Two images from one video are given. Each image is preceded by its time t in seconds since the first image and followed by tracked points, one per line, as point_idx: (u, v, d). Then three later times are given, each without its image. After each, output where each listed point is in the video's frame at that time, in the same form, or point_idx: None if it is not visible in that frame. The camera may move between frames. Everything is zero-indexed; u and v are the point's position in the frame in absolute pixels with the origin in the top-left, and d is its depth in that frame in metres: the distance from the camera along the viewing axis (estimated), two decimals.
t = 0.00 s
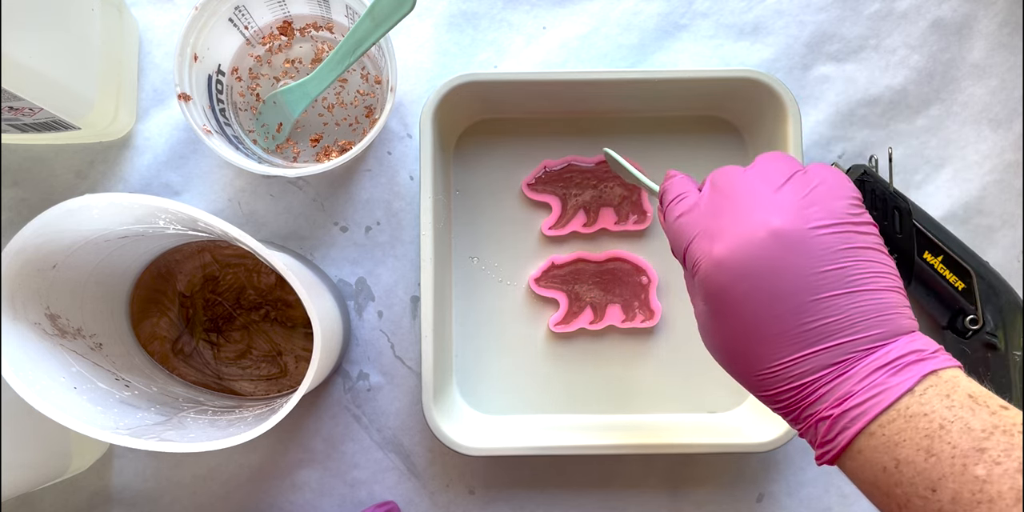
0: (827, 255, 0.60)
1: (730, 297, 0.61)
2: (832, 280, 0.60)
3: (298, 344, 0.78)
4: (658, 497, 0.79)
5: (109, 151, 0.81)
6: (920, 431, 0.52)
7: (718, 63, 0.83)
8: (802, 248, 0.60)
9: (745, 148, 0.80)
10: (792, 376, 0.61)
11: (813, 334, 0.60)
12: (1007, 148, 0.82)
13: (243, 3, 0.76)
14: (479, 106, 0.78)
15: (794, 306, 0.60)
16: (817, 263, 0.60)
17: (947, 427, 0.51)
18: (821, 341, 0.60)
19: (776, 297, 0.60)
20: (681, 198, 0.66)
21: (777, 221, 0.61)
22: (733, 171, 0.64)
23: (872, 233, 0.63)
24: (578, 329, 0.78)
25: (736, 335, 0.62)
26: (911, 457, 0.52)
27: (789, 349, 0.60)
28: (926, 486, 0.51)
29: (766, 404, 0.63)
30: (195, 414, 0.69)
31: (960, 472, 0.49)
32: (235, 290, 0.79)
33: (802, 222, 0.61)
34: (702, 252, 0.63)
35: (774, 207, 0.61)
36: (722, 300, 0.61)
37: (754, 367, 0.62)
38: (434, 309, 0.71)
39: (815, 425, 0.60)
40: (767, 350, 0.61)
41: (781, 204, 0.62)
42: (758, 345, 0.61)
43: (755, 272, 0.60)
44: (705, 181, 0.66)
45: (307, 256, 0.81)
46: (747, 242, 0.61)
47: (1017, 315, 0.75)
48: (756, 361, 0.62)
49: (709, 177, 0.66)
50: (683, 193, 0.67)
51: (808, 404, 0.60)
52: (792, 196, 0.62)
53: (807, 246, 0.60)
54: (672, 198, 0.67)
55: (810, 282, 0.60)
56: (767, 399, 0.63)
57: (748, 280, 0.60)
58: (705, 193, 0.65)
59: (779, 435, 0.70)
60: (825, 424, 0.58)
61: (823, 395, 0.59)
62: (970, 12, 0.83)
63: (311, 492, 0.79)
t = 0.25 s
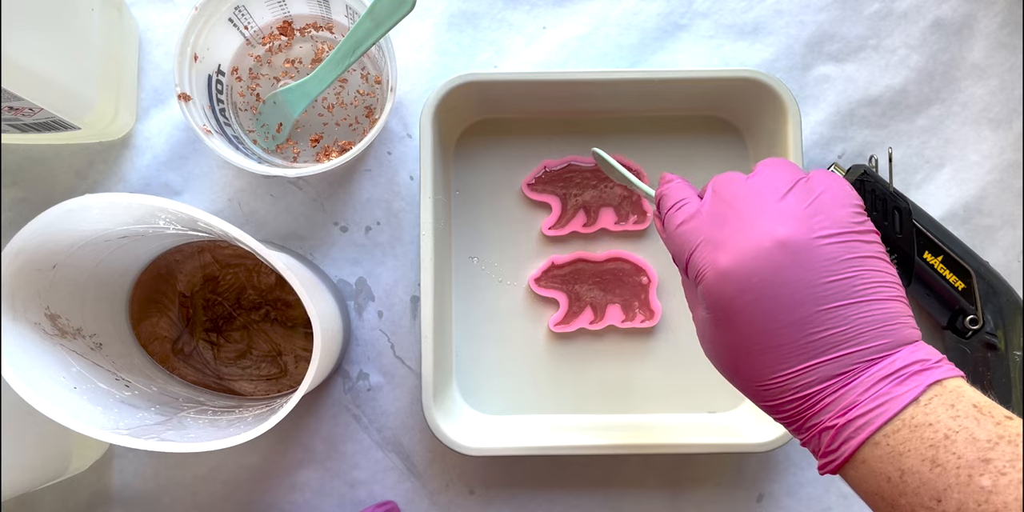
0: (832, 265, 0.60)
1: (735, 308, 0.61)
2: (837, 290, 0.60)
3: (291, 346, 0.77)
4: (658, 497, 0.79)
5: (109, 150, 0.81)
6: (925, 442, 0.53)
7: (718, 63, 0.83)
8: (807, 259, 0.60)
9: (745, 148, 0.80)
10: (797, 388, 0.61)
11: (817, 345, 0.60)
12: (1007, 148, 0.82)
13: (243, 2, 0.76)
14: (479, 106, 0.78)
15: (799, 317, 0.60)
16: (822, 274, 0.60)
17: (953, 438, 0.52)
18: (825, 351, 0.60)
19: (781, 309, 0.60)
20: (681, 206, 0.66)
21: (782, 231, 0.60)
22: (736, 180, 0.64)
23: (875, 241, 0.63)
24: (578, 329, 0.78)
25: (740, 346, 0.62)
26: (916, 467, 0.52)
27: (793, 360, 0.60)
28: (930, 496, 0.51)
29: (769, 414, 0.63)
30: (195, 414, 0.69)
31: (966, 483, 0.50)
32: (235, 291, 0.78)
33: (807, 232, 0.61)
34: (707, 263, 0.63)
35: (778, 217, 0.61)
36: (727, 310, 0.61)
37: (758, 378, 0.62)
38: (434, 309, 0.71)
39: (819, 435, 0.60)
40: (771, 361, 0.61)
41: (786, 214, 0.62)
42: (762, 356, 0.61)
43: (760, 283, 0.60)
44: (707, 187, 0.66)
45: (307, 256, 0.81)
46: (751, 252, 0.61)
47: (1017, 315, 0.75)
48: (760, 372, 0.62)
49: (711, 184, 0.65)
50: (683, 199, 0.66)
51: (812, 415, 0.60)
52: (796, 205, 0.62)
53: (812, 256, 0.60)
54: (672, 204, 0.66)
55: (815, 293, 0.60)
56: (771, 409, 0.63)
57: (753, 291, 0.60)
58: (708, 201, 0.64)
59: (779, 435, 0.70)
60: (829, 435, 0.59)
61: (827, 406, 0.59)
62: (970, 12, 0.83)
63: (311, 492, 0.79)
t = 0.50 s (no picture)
0: (837, 277, 0.61)
1: (741, 318, 0.61)
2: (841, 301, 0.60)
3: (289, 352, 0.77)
4: (658, 497, 0.79)
5: (109, 150, 0.81)
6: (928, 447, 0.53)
7: (718, 63, 0.83)
8: (813, 270, 0.61)
9: (745, 148, 0.80)
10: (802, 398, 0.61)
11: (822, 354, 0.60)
12: (1007, 148, 0.82)
13: (243, 2, 0.76)
14: (479, 106, 0.78)
15: (805, 327, 0.60)
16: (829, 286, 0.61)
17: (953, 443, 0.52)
18: (830, 361, 0.60)
19: (787, 319, 0.60)
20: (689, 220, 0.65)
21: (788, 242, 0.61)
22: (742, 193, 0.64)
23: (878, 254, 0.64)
24: (578, 329, 0.78)
25: (745, 356, 0.62)
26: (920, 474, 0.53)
27: (799, 370, 0.60)
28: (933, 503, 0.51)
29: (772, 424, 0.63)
30: (195, 414, 0.69)
31: (968, 489, 0.50)
32: (235, 291, 0.78)
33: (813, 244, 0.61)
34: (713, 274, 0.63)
35: (784, 230, 0.62)
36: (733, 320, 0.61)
37: (763, 388, 0.62)
38: (434, 309, 0.71)
39: (823, 444, 0.60)
40: (777, 371, 0.61)
41: (792, 227, 0.62)
42: (768, 366, 0.61)
43: (766, 294, 0.60)
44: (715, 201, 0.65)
45: (307, 256, 0.81)
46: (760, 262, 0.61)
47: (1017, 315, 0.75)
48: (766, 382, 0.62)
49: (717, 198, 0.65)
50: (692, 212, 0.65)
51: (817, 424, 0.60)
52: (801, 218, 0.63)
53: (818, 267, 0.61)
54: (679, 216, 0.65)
55: (821, 304, 0.60)
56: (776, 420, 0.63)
57: (759, 302, 0.60)
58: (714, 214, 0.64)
59: (778, 436, 0.70)
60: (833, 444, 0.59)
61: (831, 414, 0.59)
62: (970, 12, 0.83)
63: (311, 492, 0.79)
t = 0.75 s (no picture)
0: (888, 283, 0.61)
1: (788, 309, 0.60)
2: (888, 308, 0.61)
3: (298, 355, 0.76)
4: (658, 498, 0.78)
5: (109, 150, 0.81)
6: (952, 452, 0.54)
7: (718, 63, 0.83)
8: (867, 274, 0.60)
9: (745, 148, 0.80)
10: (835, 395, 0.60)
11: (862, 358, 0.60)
12: (1007, 148, 0.82)
13: (243, 2, 0.76)
14: (479, 106, 0.78)
15: (851, 327, 0.60)
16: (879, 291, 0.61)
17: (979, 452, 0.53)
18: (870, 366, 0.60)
19: (834, 319, 0.60)
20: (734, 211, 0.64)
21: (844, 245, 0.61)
22: (795, 194, 0.64)
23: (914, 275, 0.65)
24: (578, 329, 0.78)
25: (783, 349, 0.61)
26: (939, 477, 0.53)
27: (837, 370, 0.60)
28: (952, 508, 0.52)
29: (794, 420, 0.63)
30: (195, 414, 0.69)
31: (988, 498, 0.51)
32: (235, 291, 0.78)
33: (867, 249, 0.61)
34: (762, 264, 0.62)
35: (838, 230, 0.62)
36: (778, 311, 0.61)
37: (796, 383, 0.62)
38: (434, 309, 0.71)
39: (844, 442, 0.59)
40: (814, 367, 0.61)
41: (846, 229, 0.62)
42: (806, 361, 0.61)
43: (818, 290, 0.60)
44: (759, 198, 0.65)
45: (307, 256, 0.81)
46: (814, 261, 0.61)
47: (1017, 315, 0.75)
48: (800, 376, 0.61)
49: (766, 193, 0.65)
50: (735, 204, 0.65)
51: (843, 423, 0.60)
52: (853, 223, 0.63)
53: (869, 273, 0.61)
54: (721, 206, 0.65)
55: (870, 310, 0.60)
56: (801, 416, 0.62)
57: (809, 296, 0.60)
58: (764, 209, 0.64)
59: (777, 436, 0.70)
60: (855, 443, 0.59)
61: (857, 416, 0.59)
62: (970, 12, 0.83)
63: (311, 492, 0.79)
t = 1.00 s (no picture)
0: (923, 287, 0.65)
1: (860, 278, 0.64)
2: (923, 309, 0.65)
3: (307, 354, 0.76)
4: (658, 498, 0.78)
5: (109, 150, 0.81)
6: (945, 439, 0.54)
7: (718, 63, 0.83)
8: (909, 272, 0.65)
9: (745, 148, 0.80)
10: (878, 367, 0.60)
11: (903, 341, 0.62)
12: (1007, 148, 0.82)
13: (243, 3, 0.76)
14: (479, 106, 0.78)
15: (894, 313, 0.63)
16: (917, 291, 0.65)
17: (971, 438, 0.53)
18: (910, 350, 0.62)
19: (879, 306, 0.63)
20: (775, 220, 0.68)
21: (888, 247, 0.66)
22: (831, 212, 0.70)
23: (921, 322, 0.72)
24: (578, 329, 0.78)
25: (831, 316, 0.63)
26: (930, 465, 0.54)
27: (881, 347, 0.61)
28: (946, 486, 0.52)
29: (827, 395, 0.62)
30: (195, 414, 0.69)
31: (974, 471, 0.52)
32: (235, 291, 0.78)
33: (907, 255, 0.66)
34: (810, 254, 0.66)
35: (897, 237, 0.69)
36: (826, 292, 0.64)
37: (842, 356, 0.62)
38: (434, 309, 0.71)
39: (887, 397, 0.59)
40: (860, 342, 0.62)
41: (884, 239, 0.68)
42: (851, 335, 0.62)
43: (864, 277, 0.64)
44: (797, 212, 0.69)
45: (307, 256, 0.81)
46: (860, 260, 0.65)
47: (1017, 314, 0.75)
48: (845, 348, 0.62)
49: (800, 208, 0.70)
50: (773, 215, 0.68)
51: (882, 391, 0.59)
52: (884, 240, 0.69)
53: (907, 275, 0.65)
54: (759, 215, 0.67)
55: (910, 304, 0.64)
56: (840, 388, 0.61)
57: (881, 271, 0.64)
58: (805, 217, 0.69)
59: (778, 435, 0.70)
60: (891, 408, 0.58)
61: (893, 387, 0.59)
62: (970, 13, 0.83)
63: (311, 492, 0.79)
